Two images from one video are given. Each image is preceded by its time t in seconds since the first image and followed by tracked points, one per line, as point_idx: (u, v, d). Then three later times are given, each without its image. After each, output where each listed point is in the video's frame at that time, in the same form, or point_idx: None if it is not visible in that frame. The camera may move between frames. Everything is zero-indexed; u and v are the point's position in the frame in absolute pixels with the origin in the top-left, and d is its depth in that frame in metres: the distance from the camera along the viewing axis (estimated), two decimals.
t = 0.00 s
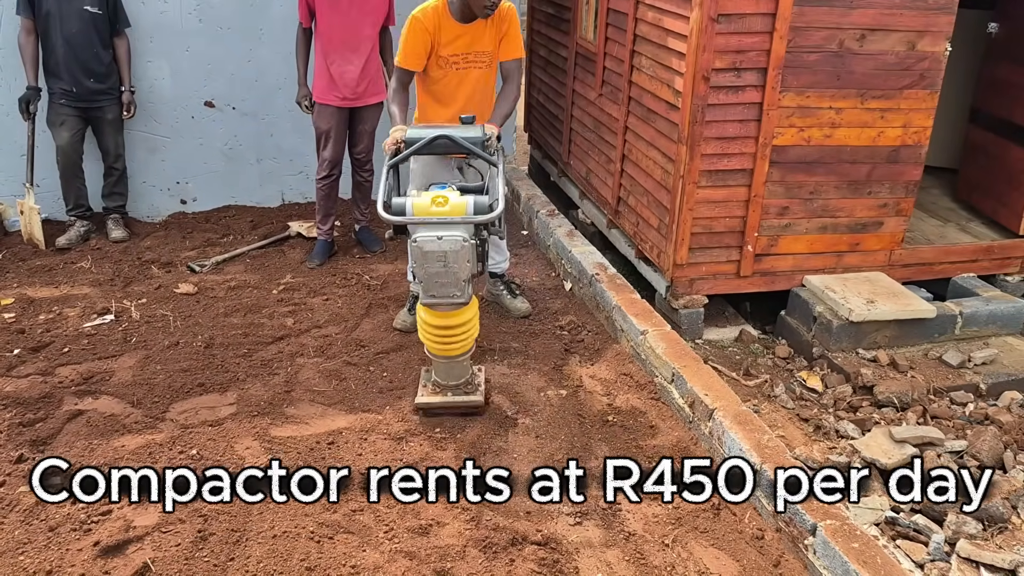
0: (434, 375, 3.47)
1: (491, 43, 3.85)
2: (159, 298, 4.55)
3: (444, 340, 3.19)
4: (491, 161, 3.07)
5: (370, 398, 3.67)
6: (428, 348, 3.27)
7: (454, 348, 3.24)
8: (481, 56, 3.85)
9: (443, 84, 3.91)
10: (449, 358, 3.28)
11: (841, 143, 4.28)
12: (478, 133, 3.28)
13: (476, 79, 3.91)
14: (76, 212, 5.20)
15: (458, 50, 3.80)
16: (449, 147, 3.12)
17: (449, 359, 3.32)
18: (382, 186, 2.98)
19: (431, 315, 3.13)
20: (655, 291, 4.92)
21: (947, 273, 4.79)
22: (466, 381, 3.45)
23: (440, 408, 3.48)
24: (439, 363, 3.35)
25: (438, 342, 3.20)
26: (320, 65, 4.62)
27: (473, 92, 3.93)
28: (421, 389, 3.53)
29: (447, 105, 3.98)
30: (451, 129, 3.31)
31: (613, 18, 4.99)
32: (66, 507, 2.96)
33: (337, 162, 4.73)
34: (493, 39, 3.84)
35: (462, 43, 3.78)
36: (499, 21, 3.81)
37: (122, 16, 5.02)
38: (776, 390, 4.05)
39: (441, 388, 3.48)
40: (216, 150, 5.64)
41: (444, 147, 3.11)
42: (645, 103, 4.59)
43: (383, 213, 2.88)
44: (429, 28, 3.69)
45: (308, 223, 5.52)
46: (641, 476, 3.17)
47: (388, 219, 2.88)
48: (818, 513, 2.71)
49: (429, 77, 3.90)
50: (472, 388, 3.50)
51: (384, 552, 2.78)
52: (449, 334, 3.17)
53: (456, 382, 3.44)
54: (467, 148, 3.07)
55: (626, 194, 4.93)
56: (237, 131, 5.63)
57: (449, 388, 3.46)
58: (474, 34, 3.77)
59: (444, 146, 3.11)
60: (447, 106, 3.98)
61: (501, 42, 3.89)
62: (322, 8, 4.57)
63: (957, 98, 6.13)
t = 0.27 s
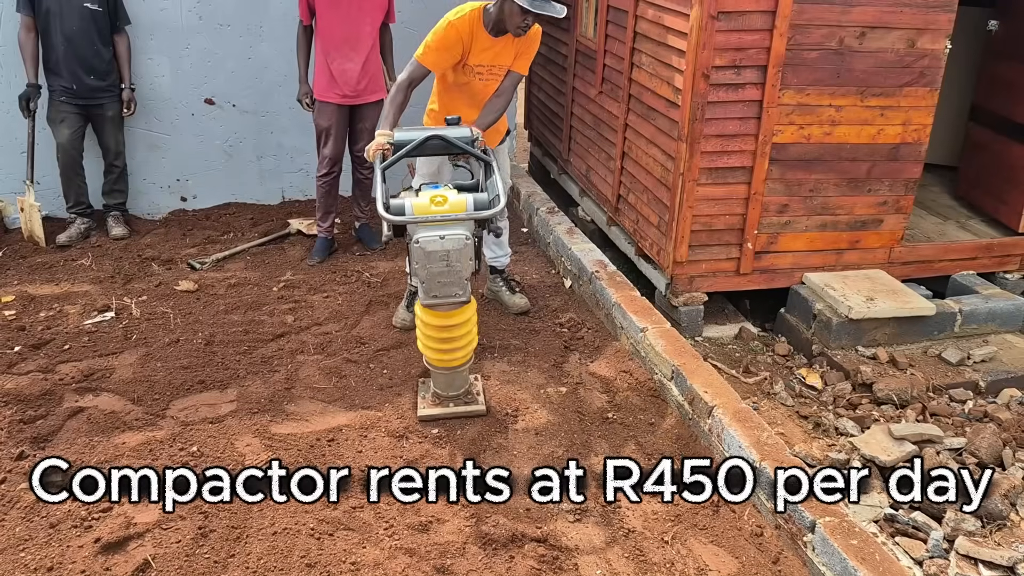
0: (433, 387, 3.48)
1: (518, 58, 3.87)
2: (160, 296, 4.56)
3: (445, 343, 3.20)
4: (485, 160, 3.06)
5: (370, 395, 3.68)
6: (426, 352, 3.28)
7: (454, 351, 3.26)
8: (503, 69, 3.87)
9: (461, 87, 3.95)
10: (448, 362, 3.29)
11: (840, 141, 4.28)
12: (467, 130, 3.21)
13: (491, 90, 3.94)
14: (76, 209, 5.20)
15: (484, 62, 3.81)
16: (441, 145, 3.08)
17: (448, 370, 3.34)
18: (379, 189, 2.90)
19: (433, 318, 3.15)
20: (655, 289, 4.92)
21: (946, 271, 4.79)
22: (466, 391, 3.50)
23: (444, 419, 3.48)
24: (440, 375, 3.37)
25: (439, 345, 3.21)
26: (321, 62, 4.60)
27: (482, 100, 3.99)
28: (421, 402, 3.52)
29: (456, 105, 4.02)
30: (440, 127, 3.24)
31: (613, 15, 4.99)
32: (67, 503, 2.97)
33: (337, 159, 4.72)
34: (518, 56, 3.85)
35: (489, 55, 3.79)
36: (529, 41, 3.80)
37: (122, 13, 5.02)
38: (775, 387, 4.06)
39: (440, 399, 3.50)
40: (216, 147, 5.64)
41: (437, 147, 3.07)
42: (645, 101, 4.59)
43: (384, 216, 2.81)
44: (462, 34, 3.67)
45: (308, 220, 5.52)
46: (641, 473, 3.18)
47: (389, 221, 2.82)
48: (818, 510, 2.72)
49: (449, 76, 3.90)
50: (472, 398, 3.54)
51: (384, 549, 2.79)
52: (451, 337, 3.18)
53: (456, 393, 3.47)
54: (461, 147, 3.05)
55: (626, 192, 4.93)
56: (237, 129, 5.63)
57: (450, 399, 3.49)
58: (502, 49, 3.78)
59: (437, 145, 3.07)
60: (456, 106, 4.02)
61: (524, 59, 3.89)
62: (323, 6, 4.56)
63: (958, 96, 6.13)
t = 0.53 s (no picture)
0: (433, 384, 3.48)
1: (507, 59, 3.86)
2: (159, 293, 4.55)
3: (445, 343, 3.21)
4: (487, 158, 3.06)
5: (370, 392, 3.68)
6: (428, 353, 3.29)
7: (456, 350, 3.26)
8: (493, 70, 3.88)
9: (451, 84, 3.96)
10: (450, 361, 3.30)
11: (840, 139, 4.28)
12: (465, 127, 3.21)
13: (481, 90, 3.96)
14: (75, 206, 5.20)
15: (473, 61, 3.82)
16: (441, 144, 3.06)
17: (449, 366, 3.34)
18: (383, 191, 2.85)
19: (429, 318, 3.16)
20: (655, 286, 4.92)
21: (946, 268, 4.79)
22: (466, 387, 3.51)
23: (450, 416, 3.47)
24: (441, 371, 3.37)
25: (439, 345, 3.22)
26: (320, 59, 4.61)
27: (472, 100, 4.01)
28: (422, 399, 3.51)
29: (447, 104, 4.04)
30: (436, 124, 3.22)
31: (612, 13, 4.99)
32: (66, 501, 2.97)
33: (337, 157, 4.71)
34: (509, 58, 3.85)
35: (478, 55, 3.80)
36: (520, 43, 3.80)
37: (121, 10, 5.01)
38: (775, 384, 4.06)
39: (441, 396, 3.49)
40: (215, 144, 5.63)
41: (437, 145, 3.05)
42: (645, 98, 4.58)
43: (391, 219, 2.76)
44: (451, 33, 3.68)
45: (307, 217, 5.52)
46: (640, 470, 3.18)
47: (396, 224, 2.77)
48: (817, 508, 2.73)
49: (439, 75, 3.91)
50: (472, 393, 3.54)
51: (384, 546, 2.79)
52: (450, 336, 3.18)
53: (456, 389, 3.47)
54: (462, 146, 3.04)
55: (625, 189, 4.93)
56: (236, 126, 5.63)
57: (450, 396, 3.49)
58: (491, 49, 3.79)
59: (437, 144, 3.05)
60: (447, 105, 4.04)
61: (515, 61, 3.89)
62: (322, 3, 4.57)
63: (958, 94, 6.12)
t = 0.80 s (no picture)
0: (431, 384, 3.47)
1: (475, 47, 3.88)
2: (159, 290, 4.55)
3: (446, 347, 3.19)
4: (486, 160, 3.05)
5: (369, 389, 3.68)
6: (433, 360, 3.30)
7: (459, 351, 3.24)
8: (463, 60, 3.89)
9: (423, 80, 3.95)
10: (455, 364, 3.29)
11: (840, 136, 4.28)
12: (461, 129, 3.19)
13: (455, 82, 3.96)
14: (75, 203, 5.20)
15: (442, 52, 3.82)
16: (440, 147, 3.03)
17: (450, 366, 3.33)
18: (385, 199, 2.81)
19: (425, 324, 3.17)
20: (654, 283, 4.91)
21: (946, 266, 4.79)
22: (466, 385, 3.50)
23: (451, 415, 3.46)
24: (441, 371, 3.36)
25: (442, 350, 3.21)
26: (319, 56, 4.61)
27: (450, 93, 3.99)
28: (422, 399, 3.50)
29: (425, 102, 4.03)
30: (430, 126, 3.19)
31: (612, 9, 4.98)
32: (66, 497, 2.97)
33: (336, 153, 4.70)
34: (476, 45, 3.87)
35: (446, 45, 3.80)
36: (485, 28, 3.82)
37: (121, 7, 5.00)
38: (775, 381, 4.06)
39: (440, 396, 3.48)
40: (215, 141, 5.63)
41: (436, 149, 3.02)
42: (645, 95, 4.57)
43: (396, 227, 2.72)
44: (415, 26, 3.68)
45: (307, 214, 5.52)
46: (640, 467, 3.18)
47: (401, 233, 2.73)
48: (817, 505, 2.73)
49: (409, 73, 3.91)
50: (472, 391, 3.53)
51: (383, 543, 2.79)
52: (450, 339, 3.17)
53: (456, 388, 3.46)
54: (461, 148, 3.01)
55: (625, 186, 4.93)
56: (236, 123, 5.62)
57: (450, 395, 3.47)
58: (458, 38, 3.80)
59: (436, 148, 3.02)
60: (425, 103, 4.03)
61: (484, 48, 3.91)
62: None
63: (958, 91, 6.12)
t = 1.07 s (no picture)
0: (431, 382, 3.45)
1: (438, 28, 3.87)
2: (159, 286, 4.55)
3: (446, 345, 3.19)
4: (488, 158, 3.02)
5: (369, 386, 3.68)
6: (433, 358, 3.29)
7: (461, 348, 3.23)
8: (428, 40, 3.88)
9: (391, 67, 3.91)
10: (455, 362, 3.28)
11: (840, 133, 4.27)
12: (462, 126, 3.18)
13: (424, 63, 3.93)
14: (75, 199, 5.19)
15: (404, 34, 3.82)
16: (442, 145, 3.03)
17: (450, 364, 3.32)
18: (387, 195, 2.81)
19: (424, 323, 3.17)
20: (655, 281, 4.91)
21: (946, 263, 4.79)
22: (466, 384, 3.48)
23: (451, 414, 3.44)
24: (440, 369, 3.34)
25: (442, 348, 3.21)
26: (319, 53, 4.60)
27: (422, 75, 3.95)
28: (422, 399, 3.47)
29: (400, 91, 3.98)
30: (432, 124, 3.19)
31: (613, 6, 4.98)
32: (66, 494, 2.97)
33: (336, 150, 4.70)
34: (439, 24, 3.86)
35: (408, 26, 3.81)
36: (447, 7, 3.83)
37: (121, 3, 5.00)
38: (775, 379, 4.06)
39: (440, 394, 3.45)
40: (215, 138, 5.62)
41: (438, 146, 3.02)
42: (646, 92, 4.57)
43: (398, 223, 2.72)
44: (375, 10, 3.70)
45: (307, 211, 5.51)
46: (640, 465, 3.18)
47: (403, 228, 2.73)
48: (816, 502, 2.74)
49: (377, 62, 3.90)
50: (472, 390, 3.51)
51: (383, 540, 2.79)
52: (448, 337, 3.16)
53: (456, 387, 3.44)
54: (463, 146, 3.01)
55: (625, 183, 4.92)
56: (236, 119, 5.61)
57: (450, 394, 3.45)
58: (419, 17, 3.81)
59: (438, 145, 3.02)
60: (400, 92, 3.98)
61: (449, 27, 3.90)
62: None
63: (958, 88, 6.11)
